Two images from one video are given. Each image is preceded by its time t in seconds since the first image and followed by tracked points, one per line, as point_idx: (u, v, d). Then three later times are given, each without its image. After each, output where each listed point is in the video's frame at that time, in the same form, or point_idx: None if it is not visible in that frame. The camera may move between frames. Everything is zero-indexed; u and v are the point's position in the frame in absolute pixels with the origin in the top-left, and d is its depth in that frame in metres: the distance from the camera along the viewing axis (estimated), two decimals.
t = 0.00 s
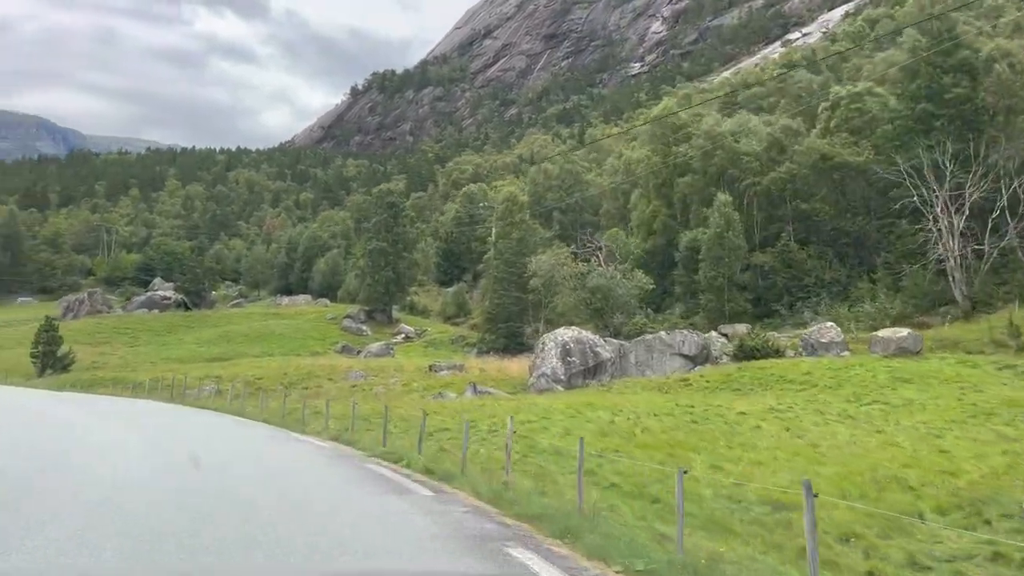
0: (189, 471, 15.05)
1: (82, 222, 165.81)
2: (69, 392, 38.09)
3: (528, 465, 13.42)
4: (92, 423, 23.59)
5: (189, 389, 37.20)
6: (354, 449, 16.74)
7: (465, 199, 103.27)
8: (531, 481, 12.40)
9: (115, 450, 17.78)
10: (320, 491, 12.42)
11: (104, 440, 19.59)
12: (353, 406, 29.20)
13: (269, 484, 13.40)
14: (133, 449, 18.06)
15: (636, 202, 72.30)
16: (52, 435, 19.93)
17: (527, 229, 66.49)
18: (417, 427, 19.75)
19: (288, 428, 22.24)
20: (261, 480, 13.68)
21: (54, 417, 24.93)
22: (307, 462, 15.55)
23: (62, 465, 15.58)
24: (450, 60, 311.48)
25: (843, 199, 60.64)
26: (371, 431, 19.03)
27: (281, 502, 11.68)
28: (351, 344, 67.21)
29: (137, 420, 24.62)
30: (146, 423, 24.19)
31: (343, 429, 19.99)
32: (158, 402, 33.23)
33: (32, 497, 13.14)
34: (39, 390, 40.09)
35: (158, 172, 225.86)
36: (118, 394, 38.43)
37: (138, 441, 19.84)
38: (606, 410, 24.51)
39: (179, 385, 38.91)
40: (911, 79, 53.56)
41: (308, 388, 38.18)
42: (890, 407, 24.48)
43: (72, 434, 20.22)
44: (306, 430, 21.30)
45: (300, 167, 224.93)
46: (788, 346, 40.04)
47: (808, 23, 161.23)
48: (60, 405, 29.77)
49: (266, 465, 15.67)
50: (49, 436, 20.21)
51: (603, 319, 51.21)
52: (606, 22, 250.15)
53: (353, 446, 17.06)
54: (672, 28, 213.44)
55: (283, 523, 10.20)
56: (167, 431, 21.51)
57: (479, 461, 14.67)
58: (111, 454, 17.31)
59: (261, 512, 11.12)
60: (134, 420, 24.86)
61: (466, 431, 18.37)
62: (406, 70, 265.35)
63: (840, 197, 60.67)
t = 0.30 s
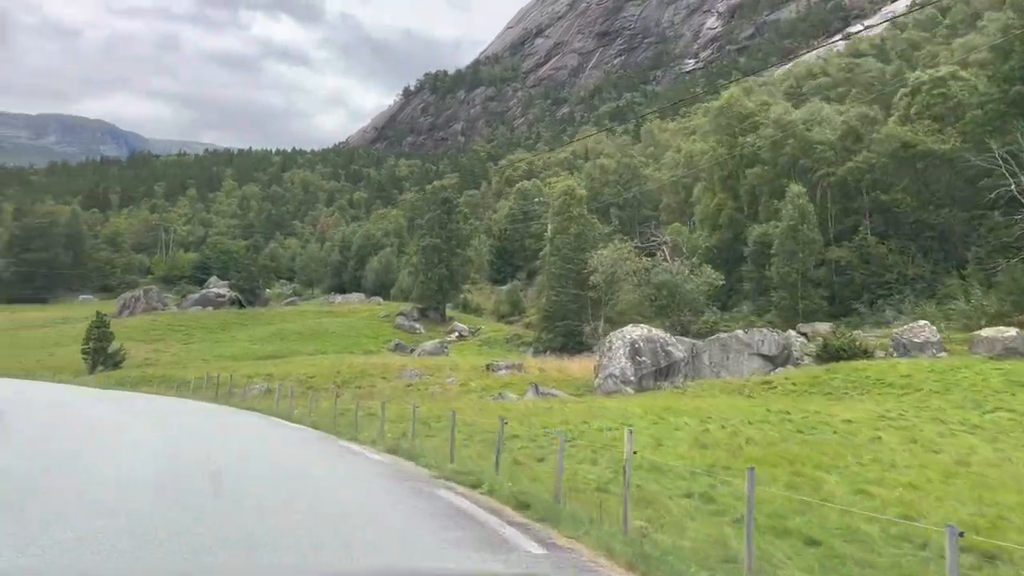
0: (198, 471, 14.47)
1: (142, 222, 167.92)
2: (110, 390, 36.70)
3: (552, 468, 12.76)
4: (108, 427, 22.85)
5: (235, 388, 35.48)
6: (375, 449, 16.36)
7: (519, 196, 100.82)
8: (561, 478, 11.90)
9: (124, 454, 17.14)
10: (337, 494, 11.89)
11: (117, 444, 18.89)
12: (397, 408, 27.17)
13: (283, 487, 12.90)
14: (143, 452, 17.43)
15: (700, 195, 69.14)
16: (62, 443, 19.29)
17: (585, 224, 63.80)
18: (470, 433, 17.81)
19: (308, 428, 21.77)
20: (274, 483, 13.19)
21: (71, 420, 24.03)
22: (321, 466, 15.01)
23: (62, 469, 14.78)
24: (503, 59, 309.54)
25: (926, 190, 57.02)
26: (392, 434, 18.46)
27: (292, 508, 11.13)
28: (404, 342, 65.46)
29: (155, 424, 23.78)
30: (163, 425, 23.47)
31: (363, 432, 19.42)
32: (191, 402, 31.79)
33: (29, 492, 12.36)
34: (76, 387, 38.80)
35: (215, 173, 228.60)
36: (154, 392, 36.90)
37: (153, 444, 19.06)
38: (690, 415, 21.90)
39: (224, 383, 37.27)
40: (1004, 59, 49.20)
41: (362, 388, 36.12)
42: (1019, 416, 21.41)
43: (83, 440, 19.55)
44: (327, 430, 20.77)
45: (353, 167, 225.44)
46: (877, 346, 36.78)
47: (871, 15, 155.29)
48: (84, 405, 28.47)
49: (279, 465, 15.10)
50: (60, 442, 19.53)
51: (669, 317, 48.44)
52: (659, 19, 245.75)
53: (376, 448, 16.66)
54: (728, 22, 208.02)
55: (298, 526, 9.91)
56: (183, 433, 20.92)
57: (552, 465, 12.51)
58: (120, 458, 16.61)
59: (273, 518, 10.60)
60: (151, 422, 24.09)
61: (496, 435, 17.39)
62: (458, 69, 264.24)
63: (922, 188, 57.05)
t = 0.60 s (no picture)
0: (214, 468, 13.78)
1: (214, 222, 170.39)
2: (164, 389, 35.28)
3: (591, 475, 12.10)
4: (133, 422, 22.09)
5: (293, 388, 33.72)
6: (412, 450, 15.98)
7: (589, 192, 98.05)
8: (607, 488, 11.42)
9: (141, 454, 16.44)
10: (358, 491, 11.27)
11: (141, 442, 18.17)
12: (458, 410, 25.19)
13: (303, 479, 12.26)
14: (163, 451, 16.72)
15: (782, 187, 65.42)
16: (82, 439, 18.56)
17: (662, 217, 60.47)
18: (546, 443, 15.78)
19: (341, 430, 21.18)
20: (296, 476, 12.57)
21: (97, 417, 23.12)
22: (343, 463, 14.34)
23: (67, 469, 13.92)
24: (568, 59, 307.53)
25: None
26: (424, 433, 17.80)
27: (309, 496, 10.48)
28: (472, 341, 63.41)
29: (184, 420, 22.95)
30: (191, 422, 22.64)
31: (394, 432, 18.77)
32: (238, 401, 30.43)
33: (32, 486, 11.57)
34: (125, 384, 37.59)
35: (285, 175, 231.44)
36: (206, 391, 35.38)
37: (178, 442, 18.29)
38: (807, 425, 19.08)
39: (283, 383, 35.52)
40: None
41: (430, 388, 33.98)
42: None
43: (104, 437, 18.87)
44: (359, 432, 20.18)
45: (419, 168, 225.58)
46: (997, 347, 33.14)
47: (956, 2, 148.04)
48: (123, 402, 27.23)
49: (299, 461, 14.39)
50: (81, 437, 18.80)
51: (756, 316, 45.30)
52: (729, 14, 240.56)
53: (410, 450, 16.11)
54: (802, 16, 202.01)
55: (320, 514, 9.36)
56: (210, 432, 20.25)
57: (652, 485, 10.47)
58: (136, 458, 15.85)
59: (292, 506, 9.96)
60: (178, 419, 23.31)
61: (539, 439, 16.51)
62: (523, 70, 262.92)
63: None
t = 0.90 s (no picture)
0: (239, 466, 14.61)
1: (295, 224, 172.35)
2: (233, 389, 34.02)
3: (609, 468, 12.34)
4: (176, 415, 23.03)
5: (364, 389, 32.29)
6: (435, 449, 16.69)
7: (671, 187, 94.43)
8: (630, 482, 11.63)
9: (176, 451, 17.41)
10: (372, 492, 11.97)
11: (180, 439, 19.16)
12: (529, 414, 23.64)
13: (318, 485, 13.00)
14: (198, 447, 17.67)
15: (885, 177, 60.89)
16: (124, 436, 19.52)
17: (754, 211, 56.99)
18: (636, 457, 13.98)
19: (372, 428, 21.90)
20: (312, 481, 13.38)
21: (142, 409, 23.99)
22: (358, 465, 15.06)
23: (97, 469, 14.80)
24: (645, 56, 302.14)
25: None
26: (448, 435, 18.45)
27: (317, 500, 11.14)
28: (552, 342, 60.85)
29: (224, 414, 23.81)
30: (230, 415, 23.48)
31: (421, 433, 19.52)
32: (297, 402, 29.77)
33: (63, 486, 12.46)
34: (190, 384, 37.04)
35: (364, 177, 233.24)
36: (270, 392, 34.40)
37: (216, 437, 19.21)
38: (963, 442, 16.16)
39: (354, 384, 34.05)
40: None
41: (509, 391, 31.92)
42: None
43: (145, 433, 19.85)
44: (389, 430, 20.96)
45: (496, 169, 224.27)
46: None
47: None
48: (177, 400, 26.88)
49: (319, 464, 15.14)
50: (125, 433, 19.80)
51: (865, 315, 41.72)
52: (813, 5, 232.50)
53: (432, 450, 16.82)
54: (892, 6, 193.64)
55: (327, 514, 10.15)
56: (246, 426, 21.21)
57: (779, 546, 8.61)
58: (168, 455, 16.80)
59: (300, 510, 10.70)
60: (218, 412, 24.24)
61: (562, 435, 16.79)
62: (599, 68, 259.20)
63: None
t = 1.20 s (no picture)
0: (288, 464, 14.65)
1: (379, 227, 173.35)
2: (310, 392, 32.27)
3: (677, 476, 11.79)
4: (228, 408, 23.08)
5: (442, 390, 30.61)
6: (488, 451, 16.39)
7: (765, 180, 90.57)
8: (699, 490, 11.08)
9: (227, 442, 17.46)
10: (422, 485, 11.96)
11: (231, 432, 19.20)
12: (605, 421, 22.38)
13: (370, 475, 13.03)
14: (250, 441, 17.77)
15: (1007, 162, 55.93)
16: (178, 424, 19.59)
17: (863, 201, 53.02)
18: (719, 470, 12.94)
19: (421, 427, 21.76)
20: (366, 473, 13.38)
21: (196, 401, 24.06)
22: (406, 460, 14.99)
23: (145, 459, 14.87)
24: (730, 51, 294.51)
25: None
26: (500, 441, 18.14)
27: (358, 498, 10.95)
28: (640, 343, 57.78)
29: (276, 409, 23.83)
30: (282, 410, 23.48)
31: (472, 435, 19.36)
32: (360, 402, 28.75)
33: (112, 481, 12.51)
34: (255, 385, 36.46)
35: (445, 180, 233.79)
36: (337, 391, 33.35)
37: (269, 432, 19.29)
38: None
39: (432, 386, 32.43)
40: None
41: (600, 394, 29.61)
42: None
43: (197, 423, 20.01)
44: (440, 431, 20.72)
45: (577, 168, 221.36)
46: None
47: None
48: (231, 396, 26.52)
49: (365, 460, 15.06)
50: (178, 423, 19.96)
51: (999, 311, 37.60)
52: None
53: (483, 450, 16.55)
54: None
55: (367, 508, 10.08)
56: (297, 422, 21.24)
57: None
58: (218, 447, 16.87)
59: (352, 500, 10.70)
60: (269, 406, 24.20)
61: (661, 447, 15.00)
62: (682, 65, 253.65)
63: None
